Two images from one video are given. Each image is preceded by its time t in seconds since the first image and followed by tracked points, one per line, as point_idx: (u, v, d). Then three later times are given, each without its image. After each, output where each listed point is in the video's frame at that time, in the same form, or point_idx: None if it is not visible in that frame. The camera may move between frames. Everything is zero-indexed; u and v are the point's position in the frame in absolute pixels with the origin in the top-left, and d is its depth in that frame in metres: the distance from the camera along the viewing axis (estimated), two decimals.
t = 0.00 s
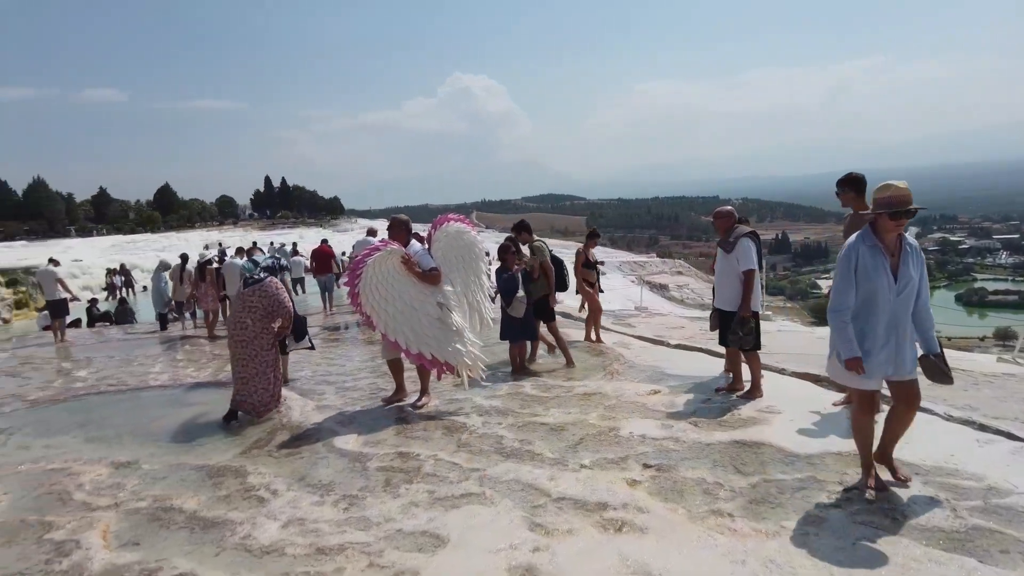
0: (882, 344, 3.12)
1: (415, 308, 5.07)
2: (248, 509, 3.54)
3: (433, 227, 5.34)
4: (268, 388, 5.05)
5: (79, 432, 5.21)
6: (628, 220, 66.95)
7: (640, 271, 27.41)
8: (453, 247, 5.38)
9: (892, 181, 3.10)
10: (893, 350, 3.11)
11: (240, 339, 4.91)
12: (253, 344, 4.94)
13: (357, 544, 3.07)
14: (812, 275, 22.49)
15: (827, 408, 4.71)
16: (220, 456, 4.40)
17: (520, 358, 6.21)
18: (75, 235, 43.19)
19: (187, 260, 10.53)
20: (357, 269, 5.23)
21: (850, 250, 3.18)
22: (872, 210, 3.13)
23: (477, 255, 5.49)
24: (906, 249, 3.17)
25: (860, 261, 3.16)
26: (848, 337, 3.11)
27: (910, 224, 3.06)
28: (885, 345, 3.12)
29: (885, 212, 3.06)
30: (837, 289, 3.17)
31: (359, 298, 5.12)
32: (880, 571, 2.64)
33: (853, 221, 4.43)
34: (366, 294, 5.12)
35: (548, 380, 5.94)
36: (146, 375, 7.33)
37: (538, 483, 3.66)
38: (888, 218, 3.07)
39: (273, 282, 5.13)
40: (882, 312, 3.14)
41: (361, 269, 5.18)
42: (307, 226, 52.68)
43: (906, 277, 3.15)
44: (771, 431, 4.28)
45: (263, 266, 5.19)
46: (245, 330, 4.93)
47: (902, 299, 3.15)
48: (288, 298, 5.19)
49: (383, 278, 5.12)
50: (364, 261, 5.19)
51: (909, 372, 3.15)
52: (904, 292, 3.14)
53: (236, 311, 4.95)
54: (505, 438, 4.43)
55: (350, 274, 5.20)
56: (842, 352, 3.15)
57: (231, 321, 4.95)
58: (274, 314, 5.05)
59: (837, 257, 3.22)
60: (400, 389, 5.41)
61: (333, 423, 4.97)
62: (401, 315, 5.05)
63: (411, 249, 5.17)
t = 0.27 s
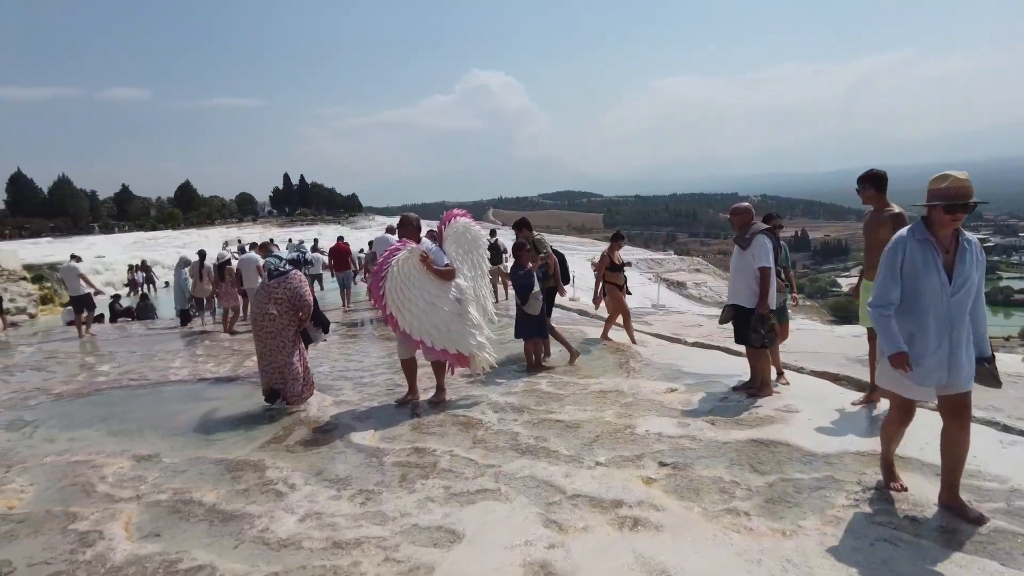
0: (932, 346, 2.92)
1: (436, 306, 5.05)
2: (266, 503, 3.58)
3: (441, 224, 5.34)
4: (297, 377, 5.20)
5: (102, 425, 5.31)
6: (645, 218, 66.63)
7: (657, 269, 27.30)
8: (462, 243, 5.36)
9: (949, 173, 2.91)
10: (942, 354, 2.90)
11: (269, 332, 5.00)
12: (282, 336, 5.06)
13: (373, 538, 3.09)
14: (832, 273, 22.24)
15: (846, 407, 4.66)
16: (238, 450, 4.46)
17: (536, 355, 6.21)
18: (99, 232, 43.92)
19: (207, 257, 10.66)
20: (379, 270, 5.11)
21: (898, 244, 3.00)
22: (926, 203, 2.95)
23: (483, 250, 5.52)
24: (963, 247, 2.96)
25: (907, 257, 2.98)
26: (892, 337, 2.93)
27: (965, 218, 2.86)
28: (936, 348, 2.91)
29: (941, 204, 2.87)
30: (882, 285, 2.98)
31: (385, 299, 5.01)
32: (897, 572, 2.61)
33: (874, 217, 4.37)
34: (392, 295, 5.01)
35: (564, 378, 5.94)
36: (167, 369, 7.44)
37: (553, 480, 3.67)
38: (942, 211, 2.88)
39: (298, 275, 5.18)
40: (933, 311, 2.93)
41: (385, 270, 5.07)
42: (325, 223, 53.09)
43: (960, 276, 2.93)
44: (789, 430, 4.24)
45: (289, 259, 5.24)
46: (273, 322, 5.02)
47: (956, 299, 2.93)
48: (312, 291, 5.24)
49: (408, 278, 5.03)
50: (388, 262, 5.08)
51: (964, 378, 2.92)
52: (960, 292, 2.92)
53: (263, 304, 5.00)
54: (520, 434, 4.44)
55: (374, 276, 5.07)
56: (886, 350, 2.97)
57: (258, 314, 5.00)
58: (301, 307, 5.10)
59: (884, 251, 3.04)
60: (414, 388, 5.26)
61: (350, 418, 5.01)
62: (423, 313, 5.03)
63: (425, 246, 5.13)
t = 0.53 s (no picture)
0: (967, 347, 2.75)
1: (444, 302, 5.02)
2: (273, 499, 3.60)
3: (438, 219, 5.32)
4: (325, 366, 5.31)
5: (112, 421, 5.35)
6: (654, 215, 66.42)
7: (666, 266, 27.24)
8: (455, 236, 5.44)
9: (995, 163, 2.72)
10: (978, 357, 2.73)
11: (289, 330, 5.11)
12: (303, 331, 5.16)
13: (379, 535, 3.10)
14: (843, 272, 22.09)
15: (855, 406, 4.62)
16: (246, 447, 4.48)
17: (543, 352, 6.21)
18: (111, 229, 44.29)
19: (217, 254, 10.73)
20: (393, 263, 4.94)
21: (931, 237, 2.84)
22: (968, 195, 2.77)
23: (472, 246, 5.58)
24: (1005, 243, 2.78)
25: (942, 252, 2.81)
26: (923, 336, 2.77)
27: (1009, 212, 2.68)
28: (971, 349, 2.74)
29: (985, 197, 2.69)
30: (912, 281, 2.83)
31: (399, 294, 4.86)
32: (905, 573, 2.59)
33: (885, 215, 4.32)
34: (406, 289, 4.87)
35: (571, 375, 5.93)
36: (177, 366, 7.50)
37: (559, 478, 3.66)
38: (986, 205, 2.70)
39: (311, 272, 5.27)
40: (969, 311, 2.76)
41: (399, 263, 4.92)
42: (335, 220, 53.29)
43: (1001, 274, 2.76)
44: (797, 429, 4.22)
45: (301, 256, 5.29)
46: (292, 320, 5.12)
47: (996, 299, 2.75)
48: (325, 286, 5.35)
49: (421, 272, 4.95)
50: (402, 255, 4.93)
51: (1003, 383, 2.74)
52: (999, 290, 2.74)
53: (278, 304, 5.08)
54: (527, 432, 4.44)
55: (389, 269, 4.91)
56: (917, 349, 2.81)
57: (274, 314, 5.09)
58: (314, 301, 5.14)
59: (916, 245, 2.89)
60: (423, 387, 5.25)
61: (357, 415, 5.02)
62: (434, 309, 4.96)
63: (428, 241, 5.10)
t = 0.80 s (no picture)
0: (990, 368, 2.51)
1: (443, 296, 5.00)
2: (277, 496, 3.61)
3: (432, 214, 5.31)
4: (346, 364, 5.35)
5: (116, 418, 5.37)
6: (658, 213, 66.34)
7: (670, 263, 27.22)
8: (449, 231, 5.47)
9: None
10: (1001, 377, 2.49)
11: (313, 333, 5.13)
12: (326, 332, 5.19)
13: (382, 531, 3.11)
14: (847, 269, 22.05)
15: (859, 404, 4.61)
16: (250, 443, 4.49)
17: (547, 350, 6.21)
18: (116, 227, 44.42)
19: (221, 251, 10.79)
20: (398, 256, 4.87)
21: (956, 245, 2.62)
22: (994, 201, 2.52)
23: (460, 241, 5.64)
24: None
25: (964, 263, 2.59)
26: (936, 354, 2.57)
27: None
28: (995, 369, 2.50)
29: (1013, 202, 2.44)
30: (930, 291, 2.64)
31: (405, 287, 4.79)
32: (908, 571, 2.59)
33: (889, 211, 4.31)
34: (412, 282, 4.82)
35: (574, 373, 5.93)
36: (181, 363, 7.52)
37: (561, 475, 3.67)
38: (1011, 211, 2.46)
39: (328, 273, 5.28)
40: (993, 327, 2.53)
41: (405, 256, 4.86)
42: (338, 218, 53.38)
43: None
44: (801, 427, 4.21)
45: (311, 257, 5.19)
46: (316, 321, 5.14)
47: None
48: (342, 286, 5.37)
49: (425, 265, 4.92)
50: (407, 247, 4.88)
51: None
52: None
53: (301, 307, 5.09)
54: (530, 429, 4.44)
55: (395, 261, 4.84)
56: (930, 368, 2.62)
57: (296, 317, 5.10)
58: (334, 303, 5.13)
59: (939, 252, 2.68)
60: (425, 385, 5.21)
61: (360, 412, 5.03)
62: (435, 303, 4.93)
63: (427, 235, 5.08)
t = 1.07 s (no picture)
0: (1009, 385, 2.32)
1: (444, 296, 5.00)
2: (278, 493, 3.62)
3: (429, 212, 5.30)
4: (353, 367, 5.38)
5: (118, 415, 5.38)
6: (660, 210, 66.30)
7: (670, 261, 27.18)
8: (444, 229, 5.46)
9: None
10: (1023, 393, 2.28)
11: (328, 333, 5.14)
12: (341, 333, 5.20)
13: (382, 528, 3.11)
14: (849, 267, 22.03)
15: (860, 402, 4.60)
16: (251, 441, 4.50)
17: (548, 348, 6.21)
18: (118, 224, 44.46)
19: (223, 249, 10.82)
20: (400, 256, 4.85)
21: (976, 247, 2.41)
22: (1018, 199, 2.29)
23: (456, 239, 5.66)
24: None
25: (988, 267, 2.39)
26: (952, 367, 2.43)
27: None
28: (1022, 384, 2.28)
29: None
30: (948, 299, 2.47)
31: (407, 287, 4.78)
32: (908, 569, 2.59)
33: (891, 210, 4.31)
34: (414, 283, 4.80)
35: (575, 370, 5.93)
36: (182, 360, 7.53)
37: (561, 472, 3.67)
38: None
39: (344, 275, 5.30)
40: (1020, 336, 2.31)
41: (406, 256, 4.84)
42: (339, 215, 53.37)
43: None
44: (801, 425, 4.21)
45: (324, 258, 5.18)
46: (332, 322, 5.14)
47: None
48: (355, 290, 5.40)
49: (426, 265, 4.91)
50: (408, 247, 4.85)
51: None
52: None
53: (319, 307, 5.09)
54: (530, 427, 4.44)
55: (397, 261, 4.82)
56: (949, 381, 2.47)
57: (312, 317, 5.09)
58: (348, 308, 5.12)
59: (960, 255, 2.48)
60: (425, 383, 5.16)
61: (361, 410, 5.04)
62: (436, 303, 4.93)
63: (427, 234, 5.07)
